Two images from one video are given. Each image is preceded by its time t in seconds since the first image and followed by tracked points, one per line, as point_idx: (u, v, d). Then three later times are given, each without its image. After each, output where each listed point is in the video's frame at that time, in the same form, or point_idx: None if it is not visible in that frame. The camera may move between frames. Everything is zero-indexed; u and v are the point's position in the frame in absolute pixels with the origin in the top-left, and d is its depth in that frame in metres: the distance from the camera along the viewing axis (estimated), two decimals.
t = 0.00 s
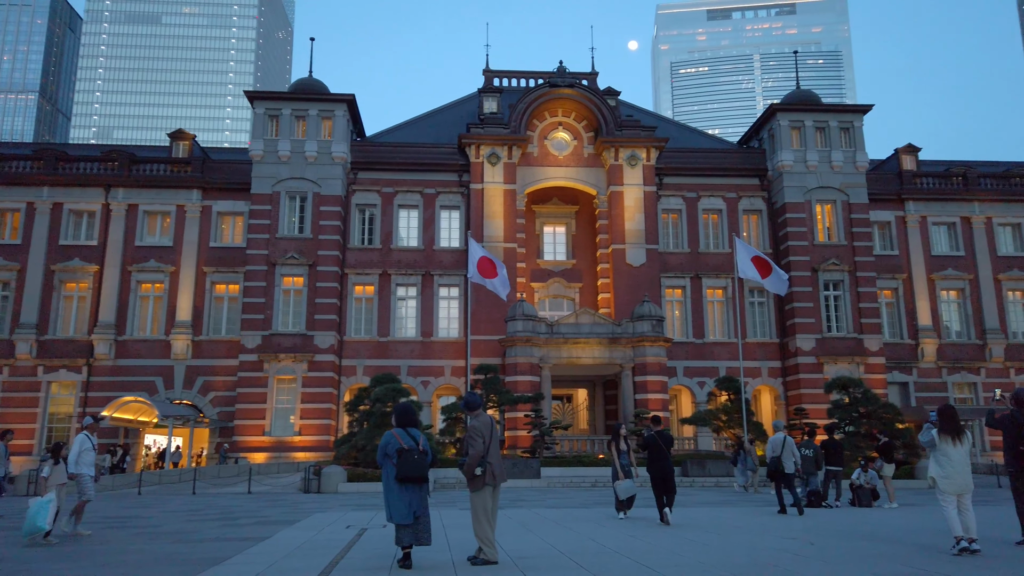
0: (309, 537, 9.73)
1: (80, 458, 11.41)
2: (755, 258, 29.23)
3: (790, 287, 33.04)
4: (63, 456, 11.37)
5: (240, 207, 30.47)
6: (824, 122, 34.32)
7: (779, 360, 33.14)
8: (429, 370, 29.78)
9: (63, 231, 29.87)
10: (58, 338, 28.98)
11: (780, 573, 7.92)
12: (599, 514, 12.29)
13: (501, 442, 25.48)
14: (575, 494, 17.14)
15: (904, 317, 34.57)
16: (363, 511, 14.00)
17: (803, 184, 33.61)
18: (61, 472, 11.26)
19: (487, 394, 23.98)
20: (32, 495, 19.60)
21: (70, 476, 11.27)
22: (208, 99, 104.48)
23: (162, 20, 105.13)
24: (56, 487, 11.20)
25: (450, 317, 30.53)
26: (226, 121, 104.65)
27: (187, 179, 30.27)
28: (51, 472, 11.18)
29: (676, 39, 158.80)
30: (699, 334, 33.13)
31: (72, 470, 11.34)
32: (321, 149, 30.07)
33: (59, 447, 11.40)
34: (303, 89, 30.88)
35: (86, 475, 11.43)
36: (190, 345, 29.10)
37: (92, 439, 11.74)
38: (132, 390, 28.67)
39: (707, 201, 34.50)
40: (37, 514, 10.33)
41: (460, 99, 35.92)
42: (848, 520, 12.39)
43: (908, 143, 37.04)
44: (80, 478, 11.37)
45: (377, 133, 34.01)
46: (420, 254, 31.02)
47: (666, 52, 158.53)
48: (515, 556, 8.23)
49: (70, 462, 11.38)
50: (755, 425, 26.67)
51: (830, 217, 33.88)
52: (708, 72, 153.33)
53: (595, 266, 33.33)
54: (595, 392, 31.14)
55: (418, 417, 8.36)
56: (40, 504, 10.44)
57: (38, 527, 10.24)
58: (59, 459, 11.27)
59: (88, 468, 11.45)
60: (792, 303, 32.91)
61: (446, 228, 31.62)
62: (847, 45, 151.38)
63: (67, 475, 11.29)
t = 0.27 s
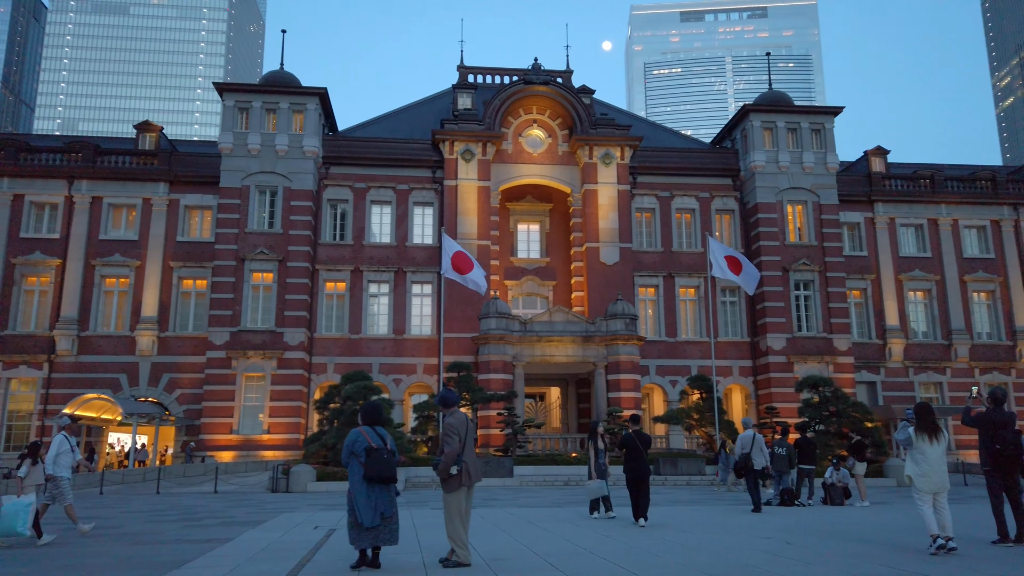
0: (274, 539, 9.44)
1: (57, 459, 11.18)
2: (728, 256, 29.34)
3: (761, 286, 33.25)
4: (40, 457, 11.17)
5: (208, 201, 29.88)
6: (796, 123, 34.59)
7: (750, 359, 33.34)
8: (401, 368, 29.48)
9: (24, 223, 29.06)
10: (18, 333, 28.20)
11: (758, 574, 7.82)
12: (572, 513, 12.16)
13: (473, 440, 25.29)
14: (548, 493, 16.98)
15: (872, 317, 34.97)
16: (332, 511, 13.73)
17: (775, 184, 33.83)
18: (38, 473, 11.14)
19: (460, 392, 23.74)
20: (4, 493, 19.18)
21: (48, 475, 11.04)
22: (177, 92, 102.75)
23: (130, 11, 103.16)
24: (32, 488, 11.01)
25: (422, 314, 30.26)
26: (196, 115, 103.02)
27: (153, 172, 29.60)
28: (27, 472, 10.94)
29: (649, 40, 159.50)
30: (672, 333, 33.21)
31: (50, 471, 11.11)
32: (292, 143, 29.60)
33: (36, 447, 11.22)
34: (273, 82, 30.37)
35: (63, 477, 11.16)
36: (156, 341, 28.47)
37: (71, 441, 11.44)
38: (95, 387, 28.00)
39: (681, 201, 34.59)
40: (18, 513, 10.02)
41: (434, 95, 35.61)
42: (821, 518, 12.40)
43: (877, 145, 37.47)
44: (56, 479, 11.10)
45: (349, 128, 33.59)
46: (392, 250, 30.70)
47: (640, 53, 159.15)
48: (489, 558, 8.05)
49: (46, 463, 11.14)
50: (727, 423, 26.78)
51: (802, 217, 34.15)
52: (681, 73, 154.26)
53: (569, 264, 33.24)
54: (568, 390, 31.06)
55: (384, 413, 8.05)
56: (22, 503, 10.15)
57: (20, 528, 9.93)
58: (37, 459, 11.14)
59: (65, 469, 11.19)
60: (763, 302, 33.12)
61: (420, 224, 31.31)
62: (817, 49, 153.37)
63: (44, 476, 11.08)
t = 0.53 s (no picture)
0: (246, 542, 9.18)
1: (44, 459, 10.74)
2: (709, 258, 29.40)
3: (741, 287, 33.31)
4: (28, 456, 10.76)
5: (183, 197, 29.40)
6: (776, 124, 34.69)
7: (729, 360, 33.38)
8: (379, 367, 29.17)
9: None
10: None
11: (740, 575, 7.69)
12: (552, 514, 11.97)
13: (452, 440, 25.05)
14: (528, 494, 16.79)
15: (851, 317, 35.16)
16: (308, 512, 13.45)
17: (755, 185, 33.91)
18: (26, 473, 10.72)
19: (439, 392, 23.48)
20: None
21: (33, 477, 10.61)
22: (154, 87, 101.39)
23: (106, 5, 101.65)
24: (20, 489, 10.65)
25: (402, 313, 29.96)
26: (172, 111, 101.71)
27: (127, 167, 29.07)
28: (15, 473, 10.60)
29: (630, 42, 159.92)
30: (652, 333, 33.17)
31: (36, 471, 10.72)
32: (269, 139, 29.19)
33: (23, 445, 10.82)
34: (251, 77, 29.94)
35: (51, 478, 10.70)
36: (129, 340, 27.95)
37: (60, 439, 11.03)
38: (66, 386, 27.43)
39: (661, 201, 34.57)
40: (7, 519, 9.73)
41: (414, 93, 35.32)
42: (802, 519, 12.33)
43: (856, 147, 37.70)
44: (44, 481, 10.64)
45: (328, 124, 33.20)
46: (371, 249, 30.38)
47: (620, 54, 159.47)
48: (467, 561, 7.85)
49: (33, 463, 10.74)
50: (706, 423, 26.76)
51: (781, 218, 34.26)
52: (661, 74, 154.82)
53: (549, 264, 33.10)
54: (548, 390, 30.90)
55: (347, 413, 7.77)
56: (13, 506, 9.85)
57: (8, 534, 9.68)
58: (23, 458, 10.72)
59: (54, 470, 10.73)
60: (743, 303, 33.17)
61: (399, 222, 31.02)
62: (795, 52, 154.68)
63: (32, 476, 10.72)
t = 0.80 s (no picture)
0: (228, 545, 8.96)
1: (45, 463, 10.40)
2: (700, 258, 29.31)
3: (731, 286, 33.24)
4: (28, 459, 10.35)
5: (169, 194, 29.06)
6: (766, 124, 34.64)
7: (719, 359, 33.31)
8: (368, 367, 28.91)
9: None
10: None
11: None
12: (542, 515, 11.79)
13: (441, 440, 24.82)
14: (518, 494, 16.60)
15: (840, 317, 35.17)
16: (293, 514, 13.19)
17: (745, 184, 33.84)
18: (28, 476, 10.36)
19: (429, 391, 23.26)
20: None
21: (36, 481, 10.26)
22: (141, 84, 100.56)
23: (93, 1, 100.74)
24: (20, 493, 10.27)
25: (391, 311, 29.71)
26: (160, 108, 100.89)
27: (112, 163, 28.71)
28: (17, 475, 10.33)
29: (620, 42, 159.97)
30: (642, 332, 33.05)
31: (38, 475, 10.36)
32: (257, 136, 28.88)
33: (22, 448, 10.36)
34: (238, 73, 29.61)
35: (53, 480, 10.46)
36: (114, 338, 27.59)
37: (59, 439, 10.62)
38: (49, 385, 27.05)
39: (652, 200, 34.46)
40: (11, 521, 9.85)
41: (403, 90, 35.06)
42: (794, 520, 12.21)
43: (845, 147, 37.72)
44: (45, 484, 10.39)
45: (317, 121, 32.90)
46: (360, 247, 30.13)
47: (610, 54, 159.40)
48: (455, 566, 7.65)
49: (35, 465, 10.37)
50: (697, 423, 26.66)
51: (771, 218, 34.22)
52: (651, 74, 154.97)
53: (539, 262, 32.93)
54: (538, 389, 30.72)
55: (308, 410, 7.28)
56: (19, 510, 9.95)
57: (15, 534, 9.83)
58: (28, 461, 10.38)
59: (55, 472, 10.46)
60: (733, 302, 33.10)
61: (388, 220, 30.76)
62: (784, 53, 155.19)
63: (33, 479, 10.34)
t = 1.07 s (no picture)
0: (208, 548, 8.72)
1: (48, 463, 10.25)
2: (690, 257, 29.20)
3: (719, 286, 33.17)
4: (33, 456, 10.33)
5: (153, 191, 28.68)
6: (755, 124, 34.60)
7: (707, 359, 33.24)
8: (355, 366, 28.64)
9: None
10: None
11: None
12: (530, 516, 11.60)
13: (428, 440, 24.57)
14: (506, 495, 16.40)
15: (828, 317, 35.19)
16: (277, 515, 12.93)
17: (734, 184, 33.79)
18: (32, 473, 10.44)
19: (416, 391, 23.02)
20: None
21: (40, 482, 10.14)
22: (126, 82, 99.67)
23: None
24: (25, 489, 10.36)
25: (378, 310, 29.46)
26: (145, 106, 100.01)
27: (95, 160, 28.29)
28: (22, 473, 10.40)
29: (609, 43, 160.10)
30: (631, 332, 32.93)
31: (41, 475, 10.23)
32: (243, 132, 28.55)
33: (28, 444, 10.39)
34: (224, 68, 29.27)
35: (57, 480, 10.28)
36: (96, 337, 27.19)
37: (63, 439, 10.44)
38: (30, 385, 26.62)
39: (641, 199, 34.35)
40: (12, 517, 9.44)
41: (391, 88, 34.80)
42: (785, 521, 12.08)
43: (834, 148, 37.76)
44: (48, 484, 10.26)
45: (304, 119, 32.59)
46: (347, 245, 29.84)
47: (599, 55, 159.48)
48: (441, 569, 7.44)
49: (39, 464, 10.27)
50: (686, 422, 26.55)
51: (760, 218, 34.18)
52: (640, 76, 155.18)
53: (528, 262, 32.75)
54: (526, 389, 30.53)
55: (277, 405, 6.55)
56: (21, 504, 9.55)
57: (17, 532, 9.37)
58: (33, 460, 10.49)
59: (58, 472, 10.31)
60: (721, 302, 33.03)
61: (376, 219, 30.50)
62: (772, 55, 155.76)
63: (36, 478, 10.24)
